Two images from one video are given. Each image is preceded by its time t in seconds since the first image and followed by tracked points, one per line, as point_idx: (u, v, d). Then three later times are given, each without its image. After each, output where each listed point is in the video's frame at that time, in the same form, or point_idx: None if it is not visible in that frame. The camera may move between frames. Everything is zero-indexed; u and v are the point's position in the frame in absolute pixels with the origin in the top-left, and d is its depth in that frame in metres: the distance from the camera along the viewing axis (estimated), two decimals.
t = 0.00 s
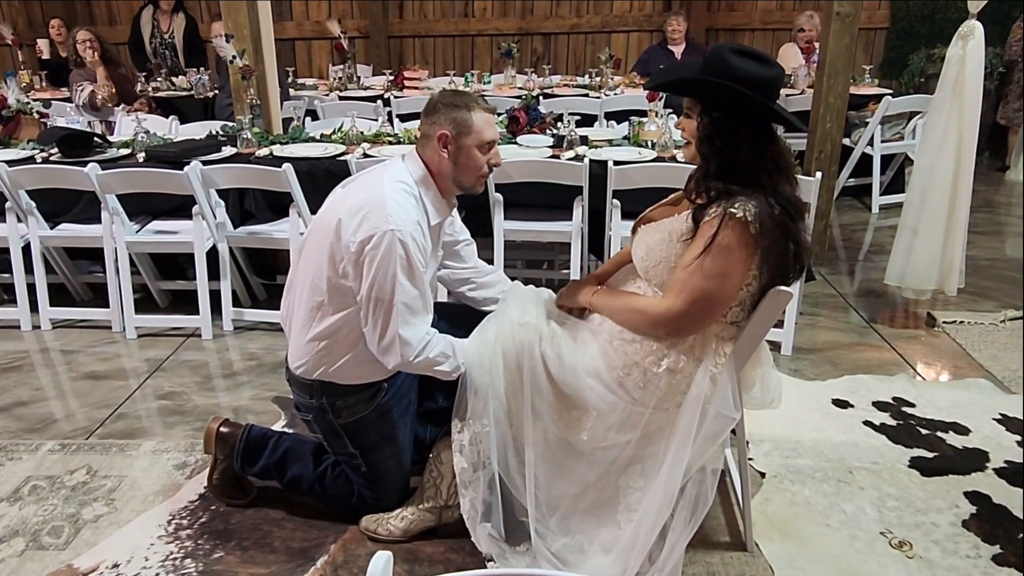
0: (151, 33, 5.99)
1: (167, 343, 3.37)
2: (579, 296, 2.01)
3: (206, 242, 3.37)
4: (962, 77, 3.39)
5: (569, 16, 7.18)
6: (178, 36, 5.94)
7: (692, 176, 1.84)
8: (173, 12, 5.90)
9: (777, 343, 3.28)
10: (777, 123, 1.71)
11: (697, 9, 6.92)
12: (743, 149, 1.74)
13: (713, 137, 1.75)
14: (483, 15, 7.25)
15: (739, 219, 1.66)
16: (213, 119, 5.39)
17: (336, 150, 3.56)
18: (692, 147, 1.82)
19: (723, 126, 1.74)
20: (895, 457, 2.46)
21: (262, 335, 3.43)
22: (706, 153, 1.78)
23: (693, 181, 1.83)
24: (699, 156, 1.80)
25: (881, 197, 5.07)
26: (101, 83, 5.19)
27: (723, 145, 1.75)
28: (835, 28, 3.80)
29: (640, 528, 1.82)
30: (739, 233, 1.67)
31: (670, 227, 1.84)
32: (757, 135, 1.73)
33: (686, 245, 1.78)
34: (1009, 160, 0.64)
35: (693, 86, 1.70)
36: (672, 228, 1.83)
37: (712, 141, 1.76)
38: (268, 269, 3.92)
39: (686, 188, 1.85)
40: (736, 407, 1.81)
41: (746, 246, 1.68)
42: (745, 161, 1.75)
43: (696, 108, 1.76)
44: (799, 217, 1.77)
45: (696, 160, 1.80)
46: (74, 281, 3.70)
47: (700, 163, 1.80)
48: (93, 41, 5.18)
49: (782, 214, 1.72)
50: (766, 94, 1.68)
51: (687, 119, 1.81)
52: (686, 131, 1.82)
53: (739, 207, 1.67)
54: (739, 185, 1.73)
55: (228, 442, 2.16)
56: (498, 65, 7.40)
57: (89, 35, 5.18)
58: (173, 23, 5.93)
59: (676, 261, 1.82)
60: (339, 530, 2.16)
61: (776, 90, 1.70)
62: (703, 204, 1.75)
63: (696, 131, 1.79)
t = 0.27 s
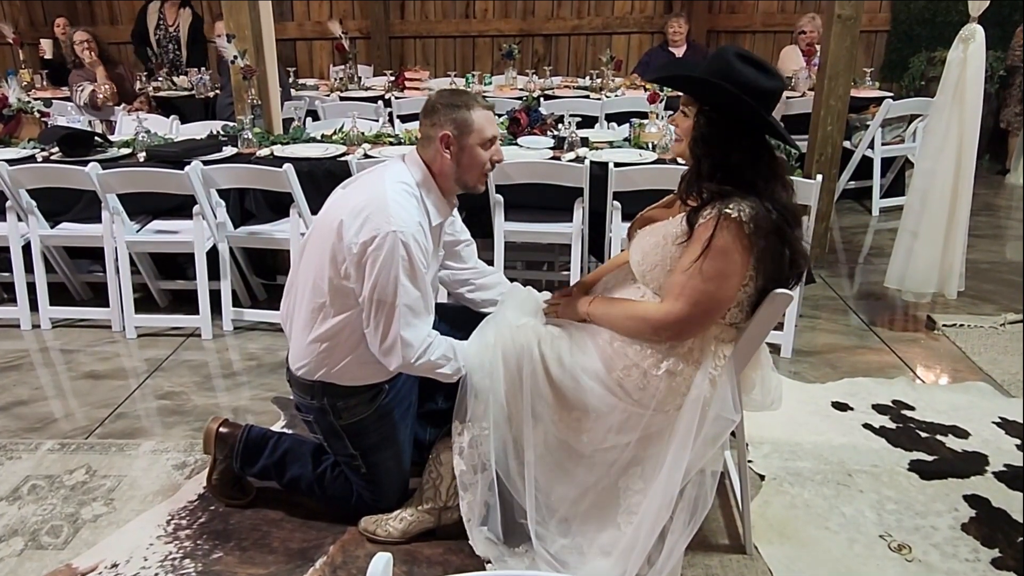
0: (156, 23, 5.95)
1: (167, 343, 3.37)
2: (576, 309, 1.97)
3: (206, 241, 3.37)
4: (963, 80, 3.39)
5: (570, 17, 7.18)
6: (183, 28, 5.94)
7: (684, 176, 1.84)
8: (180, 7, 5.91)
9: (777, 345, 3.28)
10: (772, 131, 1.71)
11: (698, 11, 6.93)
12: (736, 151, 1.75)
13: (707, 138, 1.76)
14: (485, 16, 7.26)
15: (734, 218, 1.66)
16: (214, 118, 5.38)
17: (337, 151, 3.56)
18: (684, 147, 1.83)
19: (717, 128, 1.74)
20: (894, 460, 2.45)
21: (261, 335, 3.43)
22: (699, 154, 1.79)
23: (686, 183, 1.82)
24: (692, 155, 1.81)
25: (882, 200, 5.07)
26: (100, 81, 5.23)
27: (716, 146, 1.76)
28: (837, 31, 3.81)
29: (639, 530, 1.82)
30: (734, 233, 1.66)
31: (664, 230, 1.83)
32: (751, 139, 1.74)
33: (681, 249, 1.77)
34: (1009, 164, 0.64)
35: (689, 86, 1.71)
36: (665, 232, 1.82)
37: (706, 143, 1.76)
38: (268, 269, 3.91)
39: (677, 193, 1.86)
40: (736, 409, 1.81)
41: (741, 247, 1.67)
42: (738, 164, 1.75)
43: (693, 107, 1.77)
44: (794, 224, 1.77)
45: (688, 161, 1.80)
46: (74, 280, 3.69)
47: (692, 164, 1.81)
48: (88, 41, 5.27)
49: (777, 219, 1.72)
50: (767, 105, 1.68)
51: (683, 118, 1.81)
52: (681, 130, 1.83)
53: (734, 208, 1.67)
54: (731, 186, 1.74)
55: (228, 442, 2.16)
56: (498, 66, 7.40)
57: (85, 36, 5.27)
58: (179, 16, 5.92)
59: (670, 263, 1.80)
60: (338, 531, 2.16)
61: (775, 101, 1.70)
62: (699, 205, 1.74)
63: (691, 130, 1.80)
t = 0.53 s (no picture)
0: (165, 20, 5.96)
1: (167, 342, 3.37)
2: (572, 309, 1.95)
3: (207, 241, 3.37)
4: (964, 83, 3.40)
5: (571, 18, 7.18)
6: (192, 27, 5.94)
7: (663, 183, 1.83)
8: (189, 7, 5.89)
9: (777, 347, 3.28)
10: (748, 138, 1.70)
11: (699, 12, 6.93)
12: (714, 158, 1.73)
13: (683, 147, 1.74)
14: (486, 17, 7.27)
15: (718, 219, 1.66)
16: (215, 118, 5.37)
17: (338, 151, 3.56)
18: (660, 152, 1.81)
19: (693, 138, 1.72)
20: (894, 463, 2.45)
21: (261, 335, 3.43)
22: (677, 162, 1.77)
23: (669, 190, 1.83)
24: (669, 163, 1.79)
25: (882, 202, 5.07)
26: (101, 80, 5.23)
27: (693, 155, 1.74)
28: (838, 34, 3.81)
29: (639, 533, 1.82)
30: (720, 232, 1.66)
31: (652, 238, 1.84)
32: (728, 144, 1.72)
33: (670, 254, 1.78)
34: (1009, 167, 0.64)
35: (662, 96, 1.69)
36: (653, 238, 1.83)
37: (682, 151, 1.75)
38: (269, 269, 3.91)
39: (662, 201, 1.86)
40: (737, 411, 1.81)
41: (728, 245, 1.67)
42: (718, 170, 1.73)
43: (668, 116, 1.74)
44: (781, 223, 1.76)
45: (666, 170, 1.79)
46: (74, 279, 3.69)
47: (670, 171, 1.80)
48: (89, 41, 5.27)
49: (763, 220, 1.71)
50: (736, 113, 1.67)
51: (659, 125, 1.79)
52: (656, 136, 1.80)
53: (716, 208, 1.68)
54: (712, 193, 1.73)
55: (228, 442, 2.16)
56: (499, 67, 7.40)
57: (86, 36, 5.27)
58: (189, 15, 5.90)
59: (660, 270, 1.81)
60: (338, 531, 2.16)
61: (749, 108, 1.68)
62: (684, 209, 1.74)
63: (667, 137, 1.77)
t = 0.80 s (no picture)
0: (174, 21, 5.99)
1: (168, 341, 3.37)
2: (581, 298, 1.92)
3: (209, 239, 3.38)
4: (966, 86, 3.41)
5: (574, 19, 7.19)
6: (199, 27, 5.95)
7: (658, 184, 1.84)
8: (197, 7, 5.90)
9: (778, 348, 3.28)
10: (743, 140, 1.72)
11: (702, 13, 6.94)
12: (710, 158, 1.74)
13: (679, 147, 1.75)
14: (489, 17, 7.27)
15: (714, 220, 1.66)
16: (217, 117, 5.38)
17: (340, 150, 3.57)
18: (656, 154, 1.81)
19: (689, 138, 1.74)
20: (895, 465, 2.46)
21: (263, 334, 3.43)
22: (672, 163, 1.77)
23: (665, 193, 1.82)
24: (665, 164, 1.80)
25: (884, 204, 5.07)
26: (103, 79, 5.23)
27: (689, 155, 1.75)
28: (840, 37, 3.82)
29: (641, 533, 1.82)
30: (716, 233, 1.66)
31: (647, 243, 1.84)
32: (722, 144, 1.73)
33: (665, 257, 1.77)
34: (1010, 170, 0.64)
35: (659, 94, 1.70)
36: (649, 242, 1.82)
37: (678, 152, 1.75)
38: (270, 268, 3.92)
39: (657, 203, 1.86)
40: (738, 412, 1.82)
41: (727, 243, 1.67)
42: (713, 170, 1.75)
43: (666, 115, 1.75)
44: (775, 226, 1.77)
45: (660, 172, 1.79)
46: (76, 277, 3.70)
47: (665, 173, 1.80)
48: (92, 39, 5.25)
49: (757, 221, 1.72)
50: (733, 113, 1.69)
51: (654, 126, 1.79)
52: (652, 137, 1.80)
53: (712, 206, 1.68)
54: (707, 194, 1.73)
55: (229, 442, 2.16)
56: (501, 67, 7.40)
57: (89, 34, 5.25)
58: (197, 15, 5.92)
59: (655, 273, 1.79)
60: (339, 530, 2.16)
61: (744, 111, 1.71)
62: (678, 212, 1.74)
63: (663, 137, 1.78)
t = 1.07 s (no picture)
0: (179, 20, 5.99)
1: (169, 339, 3.37)
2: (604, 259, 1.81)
3: (210, 237, 3.38)
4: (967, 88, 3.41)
5: (575, 19, 7.20)
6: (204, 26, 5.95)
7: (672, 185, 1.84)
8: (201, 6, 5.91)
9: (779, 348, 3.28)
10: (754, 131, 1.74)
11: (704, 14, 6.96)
12: (721, 154, 1.76)
13: (691, 145, 1.76)
14: (490, 17, 7.27)
15: (736, 214, 1.67)
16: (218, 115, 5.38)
17: (341, 149, 3.57)
18: (667, 155, 1.82)
19: (701, 135, 1.75)
20: (895, 466, 2.46)
21: (263, 332, 3.43)
22: (684, 161, 1.78)
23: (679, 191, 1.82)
24: (677, 163, 1.80)
25: (885, 206, 5.07)
26: (105, 77, 5.24)
27: (700, 153, 1.77)
28: (841, 38, 3.82)
29: (641, 533, 1.83)
30: (738, 226, 1.66)
31: (664, 236, 1.85)
32: (729, 140, 1.76)
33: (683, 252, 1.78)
34: (1009, 173, 0.65)
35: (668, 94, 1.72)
36: (666, 235, 1.84)
37: (691, 149, 1.77)
38: (271, 267, 3.92)
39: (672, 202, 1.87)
40: (740, 413, 1.81)
41: (748, 240, 1.67)
42: (724, 166, 1.77)
43: (673, 115, 1.77)
44: (790, 218, 1.78)
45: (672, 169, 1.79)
46: (77, 275, 3.70)
47: (678, 172, 1.81)
48: (94, 38, 5.23)
49: (776, 214, 1.72)
50: (742, 107, 1.70)
51: (660, 129, 1.80)
52: (660, 140, 1.81)
53: (731, 201, 1.68)
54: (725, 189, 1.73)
55: (229, 440, 2.16)
56: (503, 67, 7.40)
57: (91, 33, 5.26)
58: (200, 14, 5.92)
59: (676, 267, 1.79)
60: (339, 528, 2.16)
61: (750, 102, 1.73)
62: (695, 209, 1.75)
63: (671, 138, 1.79)
